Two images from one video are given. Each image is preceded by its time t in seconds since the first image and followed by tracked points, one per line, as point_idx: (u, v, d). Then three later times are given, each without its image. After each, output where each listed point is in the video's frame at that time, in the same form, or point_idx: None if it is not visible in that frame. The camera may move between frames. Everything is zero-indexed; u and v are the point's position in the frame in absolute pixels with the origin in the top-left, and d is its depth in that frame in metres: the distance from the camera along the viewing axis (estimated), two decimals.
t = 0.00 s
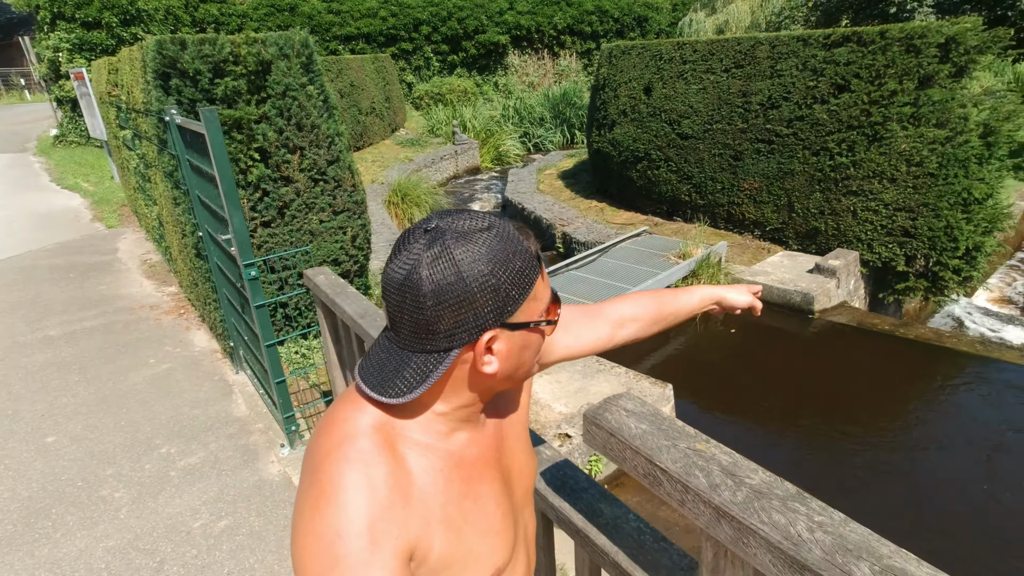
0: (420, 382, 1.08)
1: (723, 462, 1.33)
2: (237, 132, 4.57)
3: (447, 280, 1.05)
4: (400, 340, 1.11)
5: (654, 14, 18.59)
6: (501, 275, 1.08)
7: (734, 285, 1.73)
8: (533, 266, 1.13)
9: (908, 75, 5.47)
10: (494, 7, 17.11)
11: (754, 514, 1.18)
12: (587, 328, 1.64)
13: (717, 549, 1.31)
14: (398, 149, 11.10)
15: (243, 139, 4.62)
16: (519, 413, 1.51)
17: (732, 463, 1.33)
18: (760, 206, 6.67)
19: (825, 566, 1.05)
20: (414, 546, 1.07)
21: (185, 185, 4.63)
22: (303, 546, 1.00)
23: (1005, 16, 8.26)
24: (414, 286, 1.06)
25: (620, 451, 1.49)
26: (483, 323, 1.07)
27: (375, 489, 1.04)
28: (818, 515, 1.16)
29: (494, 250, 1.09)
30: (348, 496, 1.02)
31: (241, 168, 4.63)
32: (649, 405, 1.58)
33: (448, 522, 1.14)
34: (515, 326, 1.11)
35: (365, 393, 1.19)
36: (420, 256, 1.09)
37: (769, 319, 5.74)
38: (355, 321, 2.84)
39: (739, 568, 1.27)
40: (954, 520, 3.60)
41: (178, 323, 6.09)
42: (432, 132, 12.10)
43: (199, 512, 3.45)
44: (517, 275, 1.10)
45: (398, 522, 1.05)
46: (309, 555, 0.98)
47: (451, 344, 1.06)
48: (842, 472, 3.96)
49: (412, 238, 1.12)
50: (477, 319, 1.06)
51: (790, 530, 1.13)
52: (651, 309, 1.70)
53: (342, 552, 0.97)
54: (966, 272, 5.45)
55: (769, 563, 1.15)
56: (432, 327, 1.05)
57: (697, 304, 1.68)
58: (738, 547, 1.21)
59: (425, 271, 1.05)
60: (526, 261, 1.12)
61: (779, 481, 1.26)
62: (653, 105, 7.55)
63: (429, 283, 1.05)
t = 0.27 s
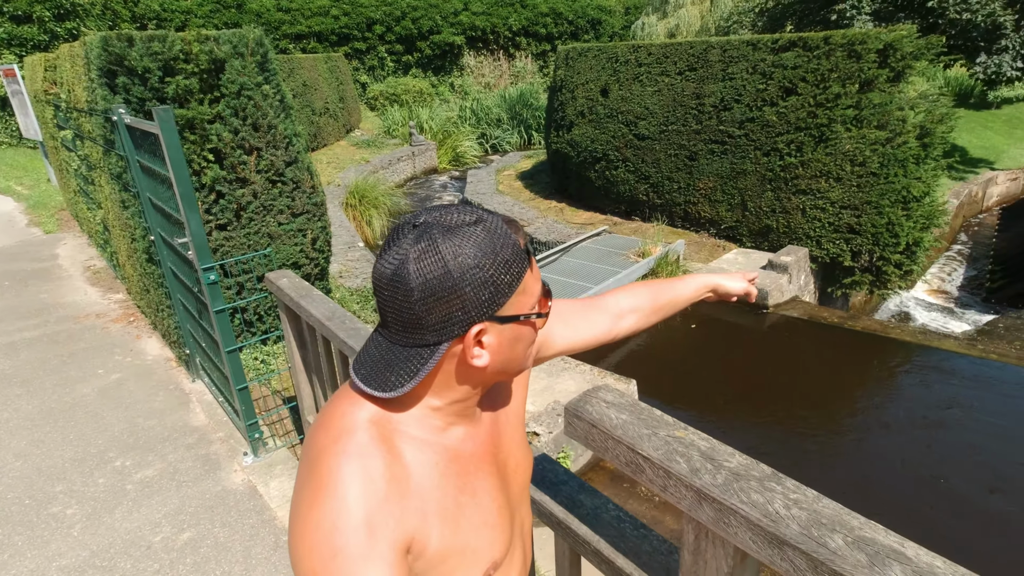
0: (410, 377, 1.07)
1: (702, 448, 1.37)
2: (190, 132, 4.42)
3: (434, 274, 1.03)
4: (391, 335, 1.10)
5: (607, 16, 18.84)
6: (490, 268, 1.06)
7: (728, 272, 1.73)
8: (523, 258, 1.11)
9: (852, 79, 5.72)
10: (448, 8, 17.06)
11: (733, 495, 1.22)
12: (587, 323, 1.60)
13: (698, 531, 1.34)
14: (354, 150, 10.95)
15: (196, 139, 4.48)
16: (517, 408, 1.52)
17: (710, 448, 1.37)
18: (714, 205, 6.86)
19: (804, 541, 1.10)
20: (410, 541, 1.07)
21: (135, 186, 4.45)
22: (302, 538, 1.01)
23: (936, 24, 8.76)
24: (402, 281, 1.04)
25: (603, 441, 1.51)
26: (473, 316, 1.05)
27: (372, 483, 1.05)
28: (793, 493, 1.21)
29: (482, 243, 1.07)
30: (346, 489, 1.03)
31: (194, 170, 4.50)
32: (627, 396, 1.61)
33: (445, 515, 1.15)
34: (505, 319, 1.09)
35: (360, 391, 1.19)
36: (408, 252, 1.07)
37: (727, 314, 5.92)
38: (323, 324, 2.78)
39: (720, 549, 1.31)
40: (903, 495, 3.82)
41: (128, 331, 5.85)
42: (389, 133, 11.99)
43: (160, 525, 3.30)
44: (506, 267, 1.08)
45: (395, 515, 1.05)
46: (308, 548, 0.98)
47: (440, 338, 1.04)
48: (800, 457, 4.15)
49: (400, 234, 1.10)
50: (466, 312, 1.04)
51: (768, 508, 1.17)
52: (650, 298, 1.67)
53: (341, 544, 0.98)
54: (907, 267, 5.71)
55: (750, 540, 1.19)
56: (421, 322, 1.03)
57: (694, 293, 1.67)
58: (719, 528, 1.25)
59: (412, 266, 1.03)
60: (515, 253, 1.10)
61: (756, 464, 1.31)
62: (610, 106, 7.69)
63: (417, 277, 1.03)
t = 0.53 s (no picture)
0: (412, 368, 1.07)
1: (680, 426, 1.38)
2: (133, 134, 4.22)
3: (436, 264, 1.04)
4: (391, 325, 1.11)
5: (554, 21, 19.04)
6: (491, 257, 1.07)
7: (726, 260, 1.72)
8: (521, 246, 1.12)
9: (792, 83, 5.96)
10: (395, 10, 16.92)
11: (714, 468, 1.23)
12: (583, 314, 1.61)
13: (679, 506, 1.35)
14: (302, 154, 10.71)
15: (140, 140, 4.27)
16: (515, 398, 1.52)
17: (688, 426, 1.38)
18: (666, 205, 7.04)
19: (786, 508, 1.12)
20: (407, 531, 1.07)
21: (74, 191, 4.21)
22: (300, 528, 1.01)
23: (865, 32, 9.29)
24: (403, 273, 1.04)
25: (584, 426, 1.50)
26: (475, 306, 1.06)
27: (370, 474, 1.05)
28: (771, 463, 1.24)
29: (483, 233, 1.08)
30: (344, 479, 1.02)
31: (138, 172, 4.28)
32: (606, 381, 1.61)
33: (441, 505, 1.14)
34: (506, 307, 1.10)
35: (357, 383, 1.19)
36: (408, 243, 1.08)
37: (682, 311, 6.07)
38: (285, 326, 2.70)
39: (701, 522, 1.32)
40: (847, 466, 4.04)
41: (67, 345, 5.54)
42: (337, 137, 11.80)
43: (114, 544, 3.11)
44: (506, 256, 1.09)
45: (392, 505, 1.05)
46: (307, 539, 0.99)
47: (443, 328, 1.05)
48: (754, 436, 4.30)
49: (400, 224, 1.11)
50: (468, 302, 1.05)
51: (746, 478, 1.19)
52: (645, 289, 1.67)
53: (339, 535, 0.98)
54: (847, 262, 5.98)
55: (730, 510, 1.21)
56: (424, 312, 1.04)
57: (688, 282, 1.68)
58: (700, 501, 1.26)
59: (414, 257, 1.04)
60: (514, 242, 1.11)
61: (732, 438, 1.34)
62: (563, 109, 7.81)
63: (419, 268, 1.03)
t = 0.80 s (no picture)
0: (408, 359, 1.07)
1: (648, 398, 1.44)
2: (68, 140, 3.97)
3: (433, 253, 1.05)
4: (386, 316, 1.11)
5: (496, 28, 19.19)
6: (486, 246, 1.08)
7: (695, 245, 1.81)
8: (515, 237, 1.14)
9: (727, 88, 6.23)
10: (334, 16, 16.69)
11: (682, 432, 1.30)
12: (571, 301, 1.64)
13: (650, 472, 1.41)
14: (241, 163, 10.41)
15: (74, 147, 4.03)
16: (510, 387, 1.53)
17: (655, 398, 1.45)
18: (614, 206, 7.23)
19: (748, 463, 1.19)
20: (404, 522, 1.07)
21: (7, 205, 3.97)
22: (296, 522, 1.01)
23: (792, 41, 9.82)
24: (400, 262, 1.05)
25: (556, 404, 1.54)
26: (470, 294, 1.07)
27: (365, 466, 1.04)
28: (733, 425, 1.31)
29: (479, 223, 1.09)
30: (340, 472, 1.02)
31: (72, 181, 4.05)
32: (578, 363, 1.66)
33: (438, 496, 1.14)
34: (501, 296, 1.11)
35: (352, 376, 1.18)
36: (403, 234, 1.08)
37: (633, 308, 6.22)
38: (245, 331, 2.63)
39: (670, 485, 1.39)
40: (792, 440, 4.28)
41: None
42: (278, 145, 11.53)
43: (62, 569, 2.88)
44: (500, 246, 1.11)
45: (388, 497, 1.05)
46: (303, 531, 0.99)
47: (439, 317, 1.06)
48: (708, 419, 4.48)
49: (395, 216, 1.11)
50: (464, 290, 1.06)
51: (711, 439, 1.27)
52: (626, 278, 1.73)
53: (335, 527, 0.98)
54: (785, 257, 6.29)
55: (698, 470, 1.28)
56: (420, 301, 1.04)
57: (665, 267, 1.75)
58: (669, 465, 1.33)
59: (411, 246, 1.05)
60: (508, 233, 1.13)
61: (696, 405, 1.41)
62: (510, 114, 7.93)
63: (415, 257, 1.04)
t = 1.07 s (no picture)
0: (407, 364, 1.03)
1: (615, 375, 1.48)
2: None
3: (432, 257, 1.02)
4: (384, 320, 1.07)
5: (434, 36, 19.16)
6: (484, 248, 1.06)
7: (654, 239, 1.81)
8: (514, 239, 1.13)
9: (664, 95, 6.47)
10: (266, 23, 16.30)
11: (649, 405, 1.35)
12: (552, 302, 1.59)
13: (619, 444, 1.46)
14: (172, 175, 9.99)
15: None
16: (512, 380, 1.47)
17: (622, 375, 1.49)
18: (560, 211, 7.36)
19: (710, 428, 1.25)
20: (405, 525, 1.02)
21: None
22: (293, 527, 0.96)
23: (720, 50, 10.28)
24: (399, 267, 1.02)
25: (527, 387, 1.56)
26: (471, 297, 1.04)
27: (364, 468, 0.99)
28: (695, 395, 1.37)
29: (476, 225, 1.08)
30: (338, 476, 0.97)
31: None
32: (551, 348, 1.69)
33: (441, 497, 1.08)
34: (500, 299, 1.09)
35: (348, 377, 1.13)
36: (401, 237, 1.06)
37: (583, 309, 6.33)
38: (198, 340, 2.50)
39: (638, 455, 1.43)
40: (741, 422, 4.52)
41: None
42: (210, 155, 11.14)
43: None
44: (500, 248, 1.09)
45: (389, 499, 1.00)
46: (301, 532, 0.94)
47: (441, 322, 1.03)
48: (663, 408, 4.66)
49: (391, 219, 1.09)
50: (465, 293, 1.03)
51: (675, 409, 1.32)
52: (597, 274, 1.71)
53: (334, 532, 0.93)
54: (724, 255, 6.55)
55: (664, 438, 1.33)
56: (420, 306, 1.02)
57: (629, 262, 1.75)
58: (638, 436, 1.38)
59: (410, 250, 1.02)
60: (506, 235, 1.11)
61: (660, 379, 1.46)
62: (454, 122, 7.98)
63: (415, 263, 1.02)
